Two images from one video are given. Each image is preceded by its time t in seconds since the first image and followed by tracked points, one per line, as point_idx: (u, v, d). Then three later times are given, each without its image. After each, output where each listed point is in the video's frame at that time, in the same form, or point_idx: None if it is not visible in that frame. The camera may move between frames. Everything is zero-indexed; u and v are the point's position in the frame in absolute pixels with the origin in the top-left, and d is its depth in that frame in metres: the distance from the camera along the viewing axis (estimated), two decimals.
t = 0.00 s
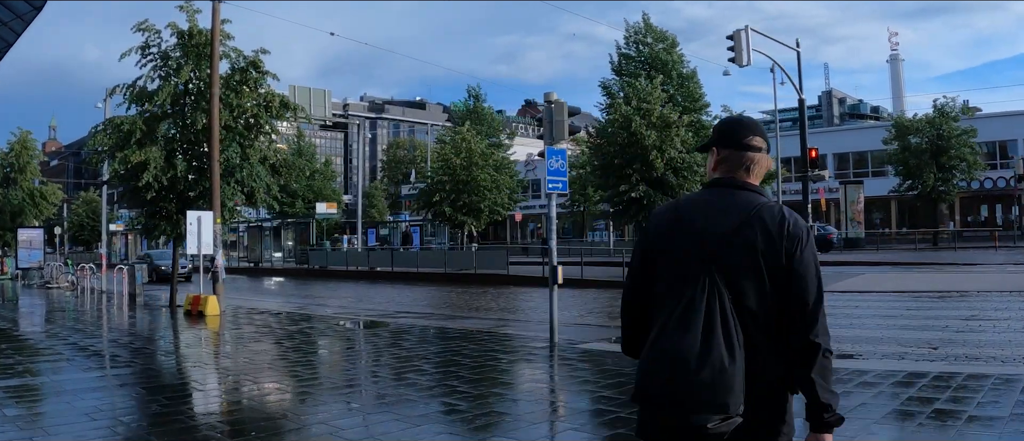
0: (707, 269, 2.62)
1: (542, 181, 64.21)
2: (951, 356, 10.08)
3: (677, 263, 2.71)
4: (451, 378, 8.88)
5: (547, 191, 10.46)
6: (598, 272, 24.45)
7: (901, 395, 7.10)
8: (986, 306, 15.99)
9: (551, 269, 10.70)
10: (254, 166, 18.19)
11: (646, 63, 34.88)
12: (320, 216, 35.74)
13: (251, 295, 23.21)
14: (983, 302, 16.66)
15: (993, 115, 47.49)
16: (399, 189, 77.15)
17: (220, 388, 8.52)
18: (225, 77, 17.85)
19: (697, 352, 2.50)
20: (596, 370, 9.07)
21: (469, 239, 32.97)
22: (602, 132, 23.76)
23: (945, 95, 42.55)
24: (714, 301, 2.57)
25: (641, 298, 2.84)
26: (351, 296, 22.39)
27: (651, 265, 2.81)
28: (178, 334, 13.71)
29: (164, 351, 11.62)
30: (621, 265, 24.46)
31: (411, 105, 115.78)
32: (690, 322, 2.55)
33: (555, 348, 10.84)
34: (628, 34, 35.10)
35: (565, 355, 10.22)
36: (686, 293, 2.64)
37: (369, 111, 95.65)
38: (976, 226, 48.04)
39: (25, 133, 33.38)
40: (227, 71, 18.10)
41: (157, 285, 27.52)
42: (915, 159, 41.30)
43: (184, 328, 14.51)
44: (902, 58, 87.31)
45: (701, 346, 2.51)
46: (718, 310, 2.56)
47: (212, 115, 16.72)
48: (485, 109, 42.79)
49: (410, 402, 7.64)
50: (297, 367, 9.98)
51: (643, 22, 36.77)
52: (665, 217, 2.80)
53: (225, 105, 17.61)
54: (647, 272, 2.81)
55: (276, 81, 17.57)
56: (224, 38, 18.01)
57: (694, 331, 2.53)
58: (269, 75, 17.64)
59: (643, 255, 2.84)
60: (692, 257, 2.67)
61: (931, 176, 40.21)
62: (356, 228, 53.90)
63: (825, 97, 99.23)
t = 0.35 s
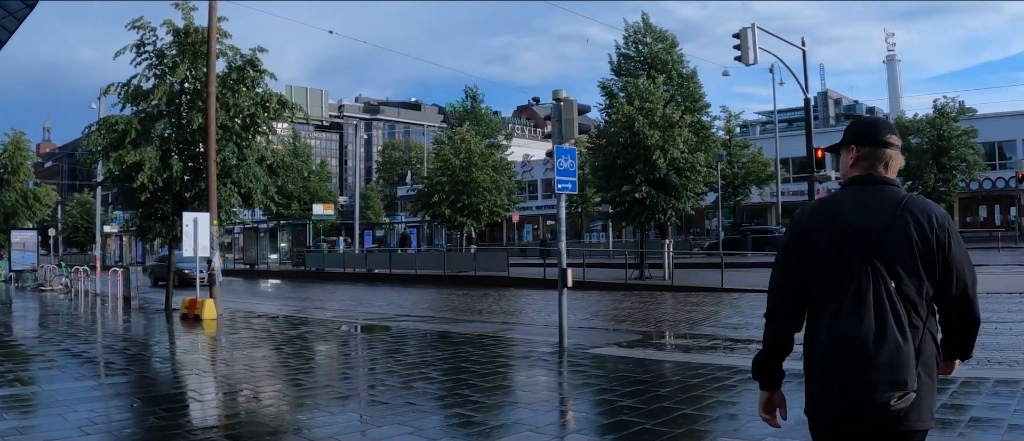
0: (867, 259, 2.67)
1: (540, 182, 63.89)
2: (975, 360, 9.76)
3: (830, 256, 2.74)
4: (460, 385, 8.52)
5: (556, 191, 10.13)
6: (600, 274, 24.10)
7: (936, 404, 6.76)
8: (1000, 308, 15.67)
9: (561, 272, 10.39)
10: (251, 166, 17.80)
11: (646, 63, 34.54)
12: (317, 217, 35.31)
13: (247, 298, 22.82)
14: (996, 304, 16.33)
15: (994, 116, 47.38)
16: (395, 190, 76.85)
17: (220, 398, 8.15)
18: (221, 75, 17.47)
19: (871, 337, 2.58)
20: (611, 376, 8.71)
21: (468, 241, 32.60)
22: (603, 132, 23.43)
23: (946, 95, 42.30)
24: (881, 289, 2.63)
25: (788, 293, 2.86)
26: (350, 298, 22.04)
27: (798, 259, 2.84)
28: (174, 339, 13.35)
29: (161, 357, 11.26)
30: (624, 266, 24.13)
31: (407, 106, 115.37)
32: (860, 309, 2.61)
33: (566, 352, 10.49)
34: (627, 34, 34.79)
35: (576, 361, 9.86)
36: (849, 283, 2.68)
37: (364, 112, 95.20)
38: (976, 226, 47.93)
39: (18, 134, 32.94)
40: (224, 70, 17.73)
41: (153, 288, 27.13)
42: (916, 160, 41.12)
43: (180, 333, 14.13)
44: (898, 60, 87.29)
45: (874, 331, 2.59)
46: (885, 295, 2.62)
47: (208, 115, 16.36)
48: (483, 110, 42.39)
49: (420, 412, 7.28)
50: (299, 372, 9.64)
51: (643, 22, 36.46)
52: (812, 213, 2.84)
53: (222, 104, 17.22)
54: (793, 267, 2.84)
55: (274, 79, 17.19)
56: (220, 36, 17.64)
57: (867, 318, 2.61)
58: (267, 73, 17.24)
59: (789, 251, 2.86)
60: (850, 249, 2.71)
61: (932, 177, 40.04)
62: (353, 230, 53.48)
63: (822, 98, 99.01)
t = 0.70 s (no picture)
0: (996, 261, 2.82)
1: (533, 183, 63.54)
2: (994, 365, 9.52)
3: (957, 258, 2.91)
4: (468, 392, 8.13)
5: (563, 191, 9.77)
6: (598, 276, 23.77)
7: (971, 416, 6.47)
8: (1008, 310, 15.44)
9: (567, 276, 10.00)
10: (244, 167, 17.35)
11: (642, 62, 34.23)
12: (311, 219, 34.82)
13: (240, 301, 22.36)
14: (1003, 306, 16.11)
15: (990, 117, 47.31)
16: (387, 192, 76.40)
17: (215, 408, 7.73)
18: (213, 73, 17.02)
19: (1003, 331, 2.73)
20: (624, 382, 8.37)
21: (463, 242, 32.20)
22: (602, 132, 23.09)
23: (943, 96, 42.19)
24: (1006, 286, 2.78)
25: (917, 301, 3.05)
26: (344, 301, 21.63)
27: (923, 266, 3.04)
28: (165, 345, 12.90)
29: (152, 364, 10.81)
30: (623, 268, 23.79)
31: (399, 107, 114.86)
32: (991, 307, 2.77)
33: (574, 359, 10.12)
34: (623, 33, 34.49)
35: (585, 367, 9.52)
36: (980, 282, 2.84)
37: (356, 113, 94.67)
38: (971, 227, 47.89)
39: (6, 134, 32.30)
40: (216, 68, 17.29)
41: (144, 292, 26.60)
42: (913, 161, 41.01)
43: (172, 338, 13.68)
44: (891, 61, 87.43)
45: (1004, 328, 2.74)
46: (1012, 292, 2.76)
47: (199, 114, 15.92)
48: (478, 110, 41.97)
49: (429, 421, 6.88)
50: (298, 379, 9.23)
51: (639, 21, 36.18)
52: (934, 220, 3.01)
53: (213, 103, 16.77)
54: (921, 278, 3.03)
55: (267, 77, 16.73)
56: (212, 33, 17.21)
57: (999, 314, 2.76)
58: (260, 71, 16.78)
59: (915, 259, 3.06)
60: (973, 252, 2.87)
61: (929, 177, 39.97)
62: (345, 231, 53.01)
63: (814, 99, 99.25)
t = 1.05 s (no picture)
0: None
1: (527, 183, 63.14)
2: (1019, 368, 9.26)
3: None
4: (480, 398, 7.78)
5: (573, 189, 9.43)
6: (598, 276, 23.45)
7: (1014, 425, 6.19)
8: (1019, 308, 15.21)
9: (577, 276, 9.64)
10: (239, 165, 16.92)
11: (639, 61, 33.95)
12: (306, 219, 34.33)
13: (234, 304, 21.92)
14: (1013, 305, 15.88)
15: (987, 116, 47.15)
16: (380, 192, 75.93)
17: (215, 416, 7.34)
18: (207, 70, 16.61)
19: None
20: (642, 386, 8.04)
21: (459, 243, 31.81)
22: (602, 130, 22.76)
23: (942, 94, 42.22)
24: None
25: None
26: (341, 303, 21.24)
27: None
28: (158, 350, 12.49)
29: (146, 370, 10.40)
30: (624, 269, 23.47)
31: (391, 108, 114.26)
32: None
33: (585, 363, 9.75)
34: (621, 32, 34.23)
35: (598, 371, 9.18)
36: None
37: (348, 114, 94.13)
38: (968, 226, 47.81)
39: None
40: (210, 65, 16.88)
41: (137, 294, 26.13)
42: (911, 160, 40.88)
43: (166, 342, 13.26)
44: (885, 61, 87.49)
45: None
46: None
47: (193, 113, 15.51)
48: (473, 110, 41.59)
49: (443, 430, 6.53)
50: (299, 385, 8.85)
51: (636, 20, 35.92)
52: None
53: (207, 100, 16.34)
54: None
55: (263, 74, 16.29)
56: (206, 30, 16.81)
57: None
58: (255, 68, 16.37)
59: None
60: None
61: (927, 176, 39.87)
62: (339, 232, 52.54)
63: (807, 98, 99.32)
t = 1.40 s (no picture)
0: None
1: (522, 186, 62.80)
2: None
3: None
4: (490, 411, 7.44)
5: (583, 192, 9.11)
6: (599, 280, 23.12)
7: None
8: None
9: (587, 283, 9.30)
10: (234, 167, 16.52)
11: (638, 62, 33.71)
12: (301, 222, 33.85)
13: (229, 309, 21.52)
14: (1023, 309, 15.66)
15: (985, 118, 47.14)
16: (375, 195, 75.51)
17: (214, 431, 6.98)
18: (202, 70, 16.22)
19: None
20: (659, 397, 7.72)
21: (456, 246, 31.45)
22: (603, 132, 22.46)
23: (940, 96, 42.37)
24: None
25: None
26: (337, 307, 20.85)
27: None
28: (152, 357, 12.09)
29: (140, 380, 10.00)
30: (625, 273, 23.16)
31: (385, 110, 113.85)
32: None
33: (595, 372, 9.42)
34: (619, 34, 34.04)
35: (610, 381, 8.86)
36: None
37: (343, 116, 93.69)
38: (965, 228, 47.75)
39: None
40: (204, 64, 16.49)
41: (130, 298, 25.63)
42: (911, 162, 40.73)
43: (160, 350, 12.86)
44: (879, 63, 87.64)
45: None
46: None
47: (188, 114, 15.13)
48: (470, 112, 41.25)
49: None
50: (301, 396, 8.49)
51: (635, 21, 35.70)
52: None
53: (201, 101, 15.95)
54: None
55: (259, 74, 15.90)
56: (201, 28, 16.44)
57: None
58: (250, 67, 15.99)
59: None
60: None
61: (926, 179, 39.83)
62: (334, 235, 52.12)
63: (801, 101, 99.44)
